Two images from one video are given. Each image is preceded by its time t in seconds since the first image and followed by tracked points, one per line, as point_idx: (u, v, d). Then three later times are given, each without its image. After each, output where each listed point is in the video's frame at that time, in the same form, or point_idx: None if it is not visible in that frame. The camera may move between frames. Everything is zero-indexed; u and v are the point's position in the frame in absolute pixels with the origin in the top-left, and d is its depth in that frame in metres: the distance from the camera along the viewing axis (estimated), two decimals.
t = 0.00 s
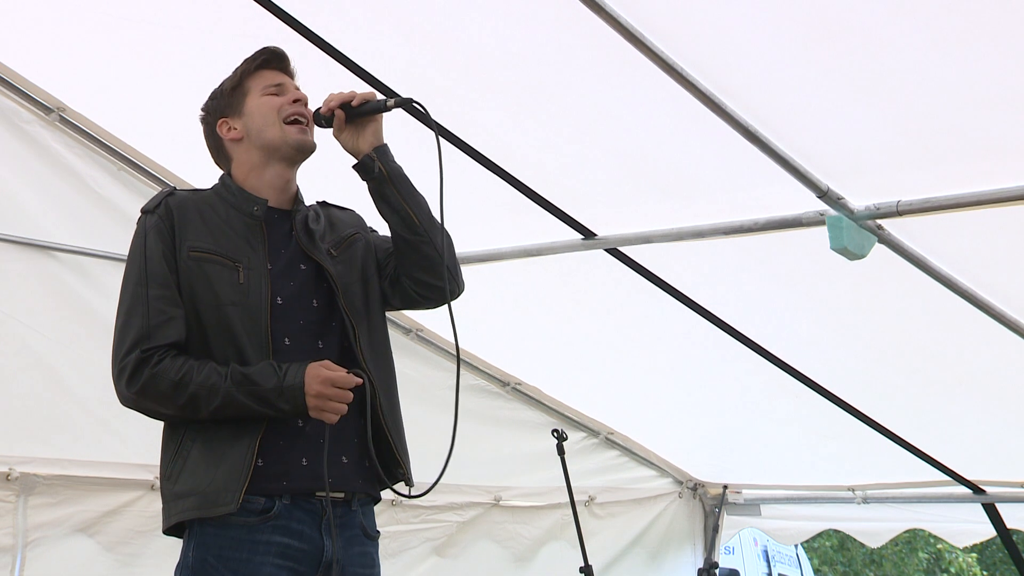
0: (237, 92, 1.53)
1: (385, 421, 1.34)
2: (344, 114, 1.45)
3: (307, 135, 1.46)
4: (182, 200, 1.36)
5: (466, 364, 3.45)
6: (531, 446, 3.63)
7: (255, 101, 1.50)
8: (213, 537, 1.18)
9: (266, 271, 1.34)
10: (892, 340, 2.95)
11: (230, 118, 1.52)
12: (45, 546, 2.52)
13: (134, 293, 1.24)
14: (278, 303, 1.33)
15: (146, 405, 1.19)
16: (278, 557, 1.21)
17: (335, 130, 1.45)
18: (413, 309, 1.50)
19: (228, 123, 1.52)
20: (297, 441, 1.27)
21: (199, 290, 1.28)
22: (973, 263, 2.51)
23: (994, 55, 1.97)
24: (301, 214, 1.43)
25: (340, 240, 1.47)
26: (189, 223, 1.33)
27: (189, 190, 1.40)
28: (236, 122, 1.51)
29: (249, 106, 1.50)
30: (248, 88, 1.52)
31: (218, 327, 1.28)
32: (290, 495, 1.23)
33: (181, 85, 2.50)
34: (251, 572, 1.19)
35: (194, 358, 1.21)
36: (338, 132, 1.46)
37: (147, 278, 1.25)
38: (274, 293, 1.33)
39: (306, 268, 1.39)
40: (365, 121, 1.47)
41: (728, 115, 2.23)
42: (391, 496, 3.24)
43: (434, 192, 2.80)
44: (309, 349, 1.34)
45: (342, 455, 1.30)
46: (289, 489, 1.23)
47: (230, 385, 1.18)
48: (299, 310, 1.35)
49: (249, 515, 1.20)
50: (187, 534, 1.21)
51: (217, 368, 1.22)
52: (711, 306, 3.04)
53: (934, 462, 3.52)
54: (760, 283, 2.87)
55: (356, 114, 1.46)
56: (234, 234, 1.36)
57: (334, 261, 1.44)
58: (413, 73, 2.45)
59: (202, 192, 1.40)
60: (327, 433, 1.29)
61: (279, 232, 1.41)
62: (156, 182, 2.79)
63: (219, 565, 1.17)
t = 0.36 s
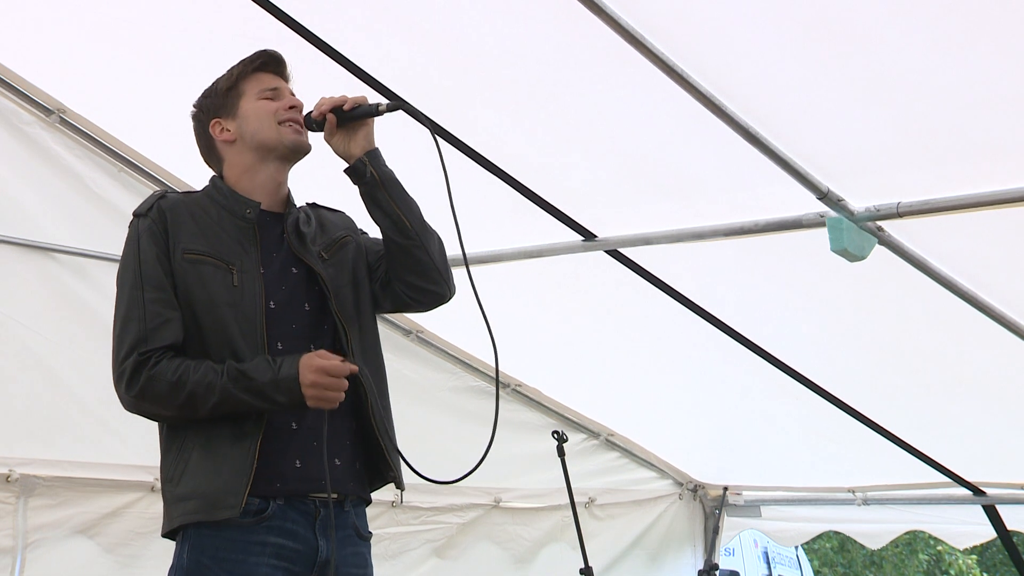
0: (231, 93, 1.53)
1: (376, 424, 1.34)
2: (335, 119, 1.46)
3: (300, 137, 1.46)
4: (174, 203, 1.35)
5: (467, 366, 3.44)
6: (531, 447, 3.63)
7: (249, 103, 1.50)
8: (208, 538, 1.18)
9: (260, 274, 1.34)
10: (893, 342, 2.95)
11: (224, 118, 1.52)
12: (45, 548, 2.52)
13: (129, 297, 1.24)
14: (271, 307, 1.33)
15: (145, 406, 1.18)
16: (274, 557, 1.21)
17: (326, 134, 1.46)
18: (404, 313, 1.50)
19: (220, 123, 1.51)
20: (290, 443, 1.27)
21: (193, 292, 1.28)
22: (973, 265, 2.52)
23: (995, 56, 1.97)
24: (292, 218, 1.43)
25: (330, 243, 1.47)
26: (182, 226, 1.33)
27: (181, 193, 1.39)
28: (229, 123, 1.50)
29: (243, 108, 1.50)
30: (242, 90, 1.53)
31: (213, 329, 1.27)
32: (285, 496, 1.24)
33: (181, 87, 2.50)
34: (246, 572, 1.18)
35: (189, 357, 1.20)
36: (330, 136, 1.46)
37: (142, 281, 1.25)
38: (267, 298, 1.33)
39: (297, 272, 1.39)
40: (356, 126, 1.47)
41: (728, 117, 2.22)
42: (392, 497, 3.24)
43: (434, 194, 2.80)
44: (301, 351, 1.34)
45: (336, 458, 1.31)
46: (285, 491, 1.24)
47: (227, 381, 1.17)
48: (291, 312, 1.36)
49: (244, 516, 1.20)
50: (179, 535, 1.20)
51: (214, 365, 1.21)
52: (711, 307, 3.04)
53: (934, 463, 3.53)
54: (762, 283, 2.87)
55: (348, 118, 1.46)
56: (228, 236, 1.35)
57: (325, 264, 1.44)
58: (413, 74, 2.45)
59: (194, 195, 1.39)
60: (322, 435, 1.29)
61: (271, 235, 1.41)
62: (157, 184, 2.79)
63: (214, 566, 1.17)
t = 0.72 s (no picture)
0: (227, 94, 1.51)
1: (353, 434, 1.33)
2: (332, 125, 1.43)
3: (299, 145, 1.45)
4: (171, 203, 1.35)
5: (467, 368, 3.45)
6: (531, 449, 3.63)
7: (248, 106, 1.49)
8: (203, 537, 1.16)
9: (255, 277, 1.34)
10: (893, 344, 2.95)
11: (221, 121, 1.49)
12: (45, 549, 2.52)
13: (129, 297, 1.23)
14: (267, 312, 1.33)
15: (144, 399, 1.17)
16: (264, 557, 1.19)
17: (324, 141, 1.44)
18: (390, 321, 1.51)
19: (216, 124, 1.49)
20: (282, 447, 1.25)
21: (191, 292, 1.28)
22: (973, 267, 2.52)
23: (995, 58, 1.97)
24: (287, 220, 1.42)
25: (324, 247, 1.46)
26: (180, 226, 1.32)
27: (178, 194, 1.39)
28: (226, 125, 1.48)
29: (241, 111, 1.48)
30: (240, 92, 1.51)
31: (210, 329, 1.27)
32: (275, 498, 1.22)
33: (182, 88, 2.50)
34: (238, 573, 1.17)
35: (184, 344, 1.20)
36: (326, 143, 1.45)
37: (141, 280, 1.24)
38: (262, 303, 1.34)
39: (290, 277, 1.39)
40: (353, 134, 1.47)
41: (728, 119, 2.22)
42: (391, 499, 3.24)
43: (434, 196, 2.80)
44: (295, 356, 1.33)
45: (326, 462, 1.29)
46: (275, 494, 1.22)
47: (217, 354, 1.16)
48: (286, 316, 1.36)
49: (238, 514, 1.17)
50: (175, 536, 1.18)
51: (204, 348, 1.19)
52: (711, 309, 3.04)
53: (934, 465, 3.53)
54: (762, 285, 2.87)
55: (346, 126, 1.45)
56: (224, 237, 1.35)
57: (317, 269, 1.43)
58: (413, 77, 2.45)
59: (191, 196, 1.38)
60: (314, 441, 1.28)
61: (267, 238, 1.41)
62: (156, 186, 2.80)
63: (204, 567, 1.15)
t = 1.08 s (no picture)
0: (225, 95, 1.49)
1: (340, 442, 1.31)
2: (331, 129, 1.45)
3: (296, 143, 1.43)
4: (170, 201, 1.34)
5: (467, 369, 3.44)
6: (530, 450, 3.63)
7: (245, 106, 1.47)
8: (194, 539, 1.16)
9: (254, 278, 1.34)
10: (893, 346, 2.95)
11: (219, 121, 1.48)
12: (45, 551, 2.51)
13: (129, 297, 1.23)
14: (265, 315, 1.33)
15: (145, 395, 1.17)
16: (255, 558, 1.19)
17: (319, 144, 1.45)
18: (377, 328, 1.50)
19: (214, 125, 1.48)
20: (273, 451, 1.25)
21: (191, 292, 1.28)
22: (973, 269, 2.52)
23: (995, 58, 1.97)
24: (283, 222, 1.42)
25: (317, 250, 1.46)
26: (180, 225, 1.32)
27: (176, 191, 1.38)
28: (224, 125, 1.47)
29: (238, 111, 1.46)
30: (237, 92, 1.49)
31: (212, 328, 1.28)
32: (266, 500, 1.22)
33: (182, 88, 2.50)
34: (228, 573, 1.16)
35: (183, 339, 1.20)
36: (323, 146, 1.46)
37: (141, 280, 1.24)
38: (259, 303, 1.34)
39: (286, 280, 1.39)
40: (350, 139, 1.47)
41: (727, 120, 2.22)
42: (391, 500, 3.24)
43: (434, 198, 2.79)
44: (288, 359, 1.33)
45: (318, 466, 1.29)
46: (267, 495, 1.22)
47: (214, 342, 1.15)
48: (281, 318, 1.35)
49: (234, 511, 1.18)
50: (167, 535, 1.18)
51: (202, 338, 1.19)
52: (711, 311, 3.04)
53: (934, 467, 3.53)
54: (763, 287, 2.87)
55: (343, 131, 1.45)
56: (223, 237, 1.35)
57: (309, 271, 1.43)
58: (413, 78, 2.45)
59: (189, 195, 1.38)
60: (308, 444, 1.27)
61: (265, 238, 1.40)
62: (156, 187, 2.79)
63: (197, 568, 1.15)
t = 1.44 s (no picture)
0: (219, 97, 1.47)
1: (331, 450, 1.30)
2: (326, 143, 1.45)
3: (292, 152, 1.41)
4: (169, 208, 1.34)
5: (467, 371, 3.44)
6: (530, 451, 3.63)
7: (239, 110, 1.44)
8: (190, 542, 1.16)
9: (253, 286, 1.34)
10: (892, 347, 2.95)
11: (214, 126, 1.46)
12: (44, 553, 2.51)
13: (130, 306, 1.23)
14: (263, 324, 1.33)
15: (147, 407, 1.17)
16: (252, 559, 1.19)
17: (314, 157, 1.45)
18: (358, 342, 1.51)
19: (209, 128, 1.46)
20: (273, 456, 1.25)
21: (192, 300, 1.28)
22: (973, 270, 2.52)
23: (995, 58, 1.97)
24: (279, 228, 1.41)
25: (311, 255, 1.45)
26: (179, 232, 1.31)
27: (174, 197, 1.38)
28: (219, 129, 1.45)
29: (233, 116, 1.44)
30: (232, 95, 1.46)
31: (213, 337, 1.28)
32: (262, 502, 1.21)
33: (182, 88, 2.50)
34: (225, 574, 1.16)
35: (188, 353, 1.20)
36: (318, 159, 1.46)
37: (142, 289, 1.24)
38: (258, 309, 1.34)
39: (280, 285, 1.39)
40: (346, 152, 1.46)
41: (727, 120, 2.22)
42: (391, 501, 3.25)
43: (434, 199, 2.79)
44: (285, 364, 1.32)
45: (315, 470, 1.28)
46: (261, 499, 1.21)
47: (226, 363, 1.16)
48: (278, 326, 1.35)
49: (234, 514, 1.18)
50: (161, 539, 1.17)
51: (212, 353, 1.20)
52: (711, 312, 3.04)
53: (934, 469, 3.53)
54: (763, 288, 2.87)
55: (339, 145, 1.45)
56: (222, 245, 1.34)
57: (302, 276, 1.42)
58: (412, 79, 2.45)
59: (188, 200, 1.37)
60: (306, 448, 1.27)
61: (263, 243, 1.40)
62: (156, 189, 2.79)
63: (193, 570, 1.15)
